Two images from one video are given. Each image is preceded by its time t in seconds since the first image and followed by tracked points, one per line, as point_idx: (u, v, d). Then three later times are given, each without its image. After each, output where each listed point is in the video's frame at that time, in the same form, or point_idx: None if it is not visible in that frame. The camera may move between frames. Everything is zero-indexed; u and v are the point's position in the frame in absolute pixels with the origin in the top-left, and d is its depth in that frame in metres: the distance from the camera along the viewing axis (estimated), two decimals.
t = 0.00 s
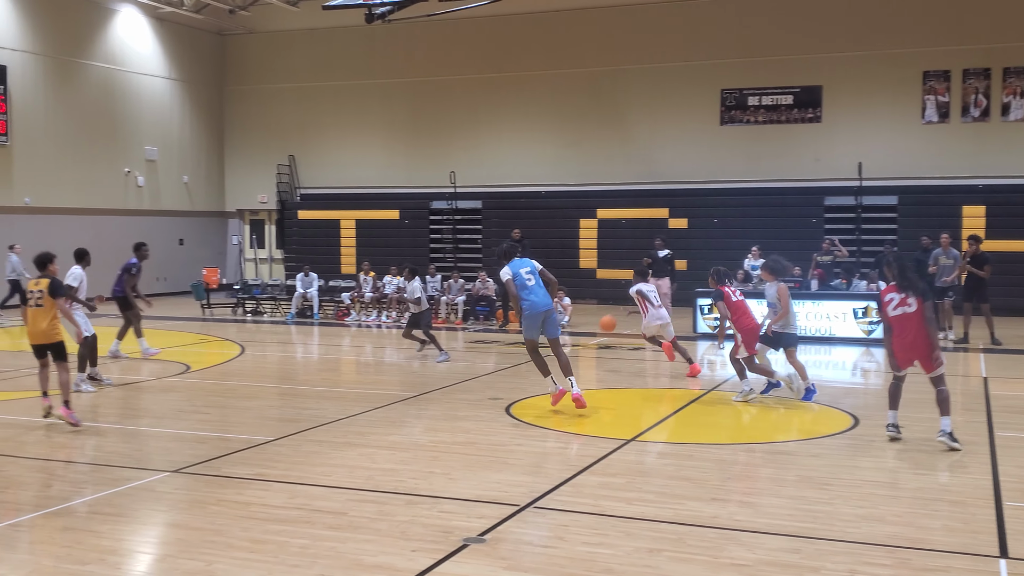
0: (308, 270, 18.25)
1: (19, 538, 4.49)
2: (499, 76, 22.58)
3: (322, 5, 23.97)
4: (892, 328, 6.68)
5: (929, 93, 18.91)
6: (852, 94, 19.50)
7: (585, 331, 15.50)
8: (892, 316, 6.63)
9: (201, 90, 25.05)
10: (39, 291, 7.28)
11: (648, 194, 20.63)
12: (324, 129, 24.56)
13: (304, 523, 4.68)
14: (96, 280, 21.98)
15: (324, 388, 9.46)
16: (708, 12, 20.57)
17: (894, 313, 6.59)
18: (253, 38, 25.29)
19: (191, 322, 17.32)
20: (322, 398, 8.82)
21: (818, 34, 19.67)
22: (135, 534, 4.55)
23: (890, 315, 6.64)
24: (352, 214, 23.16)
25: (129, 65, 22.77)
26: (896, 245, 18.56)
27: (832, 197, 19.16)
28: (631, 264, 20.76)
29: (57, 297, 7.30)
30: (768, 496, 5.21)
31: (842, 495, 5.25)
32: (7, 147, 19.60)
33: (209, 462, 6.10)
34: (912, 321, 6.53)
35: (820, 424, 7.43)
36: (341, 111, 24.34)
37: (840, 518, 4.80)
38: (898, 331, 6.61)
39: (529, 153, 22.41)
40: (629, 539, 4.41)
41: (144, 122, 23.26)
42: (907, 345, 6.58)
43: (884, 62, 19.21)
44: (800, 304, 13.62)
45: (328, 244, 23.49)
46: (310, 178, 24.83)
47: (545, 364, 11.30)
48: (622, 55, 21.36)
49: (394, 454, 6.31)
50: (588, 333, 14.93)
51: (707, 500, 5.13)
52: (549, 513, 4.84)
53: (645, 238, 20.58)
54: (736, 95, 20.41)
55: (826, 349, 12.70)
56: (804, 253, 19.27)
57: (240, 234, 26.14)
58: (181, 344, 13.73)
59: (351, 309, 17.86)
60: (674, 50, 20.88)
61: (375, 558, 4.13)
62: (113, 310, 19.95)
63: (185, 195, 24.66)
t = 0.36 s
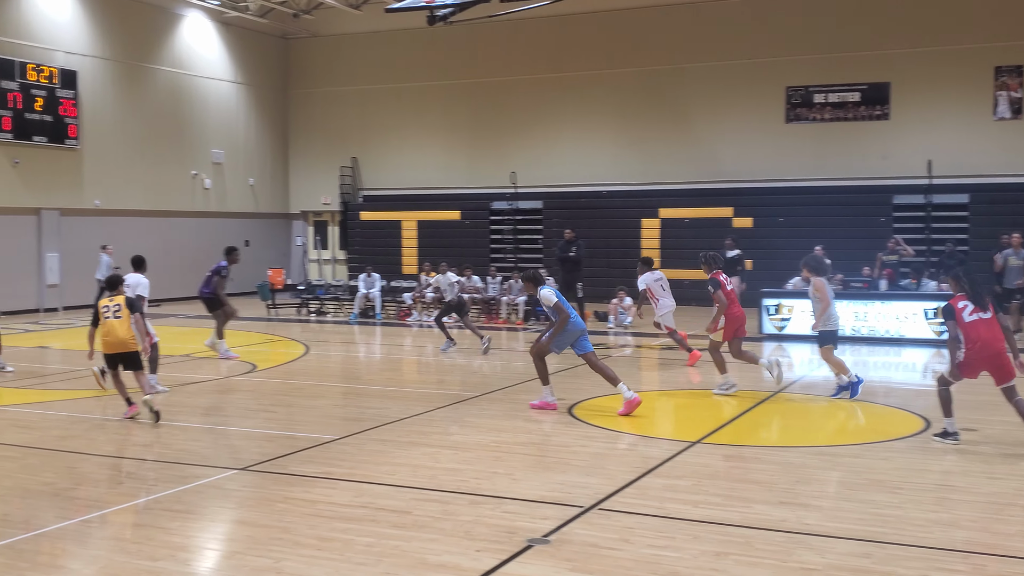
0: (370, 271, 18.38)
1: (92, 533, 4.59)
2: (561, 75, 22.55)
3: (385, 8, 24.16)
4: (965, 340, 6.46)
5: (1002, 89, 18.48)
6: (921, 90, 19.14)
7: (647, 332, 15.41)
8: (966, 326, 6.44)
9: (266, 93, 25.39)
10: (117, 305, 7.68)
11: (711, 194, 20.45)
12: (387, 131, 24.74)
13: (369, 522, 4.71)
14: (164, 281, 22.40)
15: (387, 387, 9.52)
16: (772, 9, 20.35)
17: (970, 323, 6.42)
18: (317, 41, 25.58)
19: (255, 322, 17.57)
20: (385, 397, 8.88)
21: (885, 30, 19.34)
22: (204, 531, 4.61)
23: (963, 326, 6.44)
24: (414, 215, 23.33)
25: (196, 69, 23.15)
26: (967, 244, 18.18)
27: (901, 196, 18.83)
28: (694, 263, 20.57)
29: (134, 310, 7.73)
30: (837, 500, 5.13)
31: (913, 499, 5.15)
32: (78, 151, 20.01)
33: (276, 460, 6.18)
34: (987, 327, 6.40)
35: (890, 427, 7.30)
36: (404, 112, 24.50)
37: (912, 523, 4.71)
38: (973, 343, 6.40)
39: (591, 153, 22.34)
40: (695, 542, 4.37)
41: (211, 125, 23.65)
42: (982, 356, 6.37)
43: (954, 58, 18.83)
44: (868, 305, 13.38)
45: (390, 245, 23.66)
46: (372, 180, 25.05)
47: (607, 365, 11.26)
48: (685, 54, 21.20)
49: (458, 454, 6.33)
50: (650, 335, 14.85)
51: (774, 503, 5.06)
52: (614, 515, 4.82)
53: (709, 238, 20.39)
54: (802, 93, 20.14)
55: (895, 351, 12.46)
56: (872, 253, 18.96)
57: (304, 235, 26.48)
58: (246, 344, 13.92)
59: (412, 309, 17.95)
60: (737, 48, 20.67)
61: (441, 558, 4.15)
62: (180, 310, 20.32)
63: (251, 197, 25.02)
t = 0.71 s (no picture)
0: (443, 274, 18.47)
1: (174, 532, 4.68)
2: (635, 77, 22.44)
3: (457, 13, 24.29)
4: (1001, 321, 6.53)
5: None
6: (1007, 87, 18.62)
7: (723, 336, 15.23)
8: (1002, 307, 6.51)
9: (341, 99, 25.71)
10: (170, 297, 8.26)
11: (789, 195, 20.18)
12: (460, 136, 24.87)
13: (445, 524, 4.72)
14: (242, 285, 22.82)
15: (461, 390, 9.55)
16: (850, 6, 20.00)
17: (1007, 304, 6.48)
18: (391, 47, 25.84)
19: (331, 326, 17.78)
20: (459, 400, 8.91)
21: (969, 25, 18.86)
22: (283, 531, 4.67)
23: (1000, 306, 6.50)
24: (486, 219, 23.44)
25: (273, 76, 23.54)
26: None
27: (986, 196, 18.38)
28: (772, 266, 20.28)
29: (186, 303, 8.26)
30: (922, 507, 5.00)
31: (1002, 507, 5.00)
32: (158, 158, 20.47)
33: (353, 462, 6.23)
34: None
35: (978, 432, 7.11)
36: (476, 118, 24.61)
37: (1001, 531, 4.56)
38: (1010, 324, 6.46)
39: (666, 155, 22.18)
40: (776, 548, 4.30)
41: (287, 132, 24.02)
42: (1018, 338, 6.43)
43: None
44: (953, 307, 13.04)
45: (463, 249, 23.79)
46: (445, 184, 25.22)
47: (683, 368, 11.16)
48: (760, 53, 20.95)
49: (533, 457, 6.32)
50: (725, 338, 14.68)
51: (857, 510, 4.95)
52: (692, 521, 4.76)
53: (786, 240, 20.12)
54: (883, 91, 19.72)
55: (982, 354, 12.12)
56: (956, 254, 18.53)
57: (378, 240, 26.75)
58: (322, 347, 14.07)
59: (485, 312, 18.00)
60: (814, 47, 20.36)
61: (517, 561, 4.14)
62: (258, 314, 20.64)
63: (326, 202, 25.35)
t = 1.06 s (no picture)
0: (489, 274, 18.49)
1: (225, 531, 4.73)
2: (681, 74, 22.31)
3: (502, 12, 24.31)
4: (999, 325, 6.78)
5: None
6: None
7: (773, 335, 15.07)
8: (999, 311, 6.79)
9: (387, 101, 25.84)
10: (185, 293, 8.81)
11: (840, 192, 19.95)
12: (505, 136, 24.90)
13: (494, 524, 4.72)
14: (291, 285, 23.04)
15: (508, 390, 9.55)
16: None
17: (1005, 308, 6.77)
18: (437, 49, 25.93)
19: (378, 326, 17.85)
20: (506, 400, 8.92)
21: None
22: (333, 530, 4.70)
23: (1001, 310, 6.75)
24: (533, 219, 23.44)
25: (320, 79, 23.73)
26: None
27: None
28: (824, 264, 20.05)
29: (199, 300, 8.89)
30: (979, 508, 4.91)
31: None
32: (208, 161, 20.72)
33: (401, 461, 6.26)
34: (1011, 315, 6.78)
35: None
36: (522, 117, 24.62)
37: None
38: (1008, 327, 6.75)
39: (713, 152, 22.03)
40: (829, 549, 4.24)
41: (334, 133, 24.20)
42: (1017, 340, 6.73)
43: None
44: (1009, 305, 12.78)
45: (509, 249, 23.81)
46: (491, 184, 25.26)
47: (732, 368, 11.07)
48: (809, 49, 20.73)
49: (581, 457, 6.30)
50: (775, 337, 14.54)
51: (912, 511, 4.88)
52: (743, 521, 4.72)
53: (837, 238, 19.89)
54: (935, 86, 19.42)
55: None
56: (1012, 251, 18.21)
57: (424, 240, 26.84)
58: (369, 347, 14.16)
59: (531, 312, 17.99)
60: (864, 42, 20.11)
61: (566, 561, 4.13)
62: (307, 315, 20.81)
63: (372, 203, 25.48)
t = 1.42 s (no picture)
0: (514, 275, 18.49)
1: (252, 529, 4.75)
2: (708, 74, 22.23)
3: (529, 12, 24.30)
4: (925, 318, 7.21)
5: None
6: None
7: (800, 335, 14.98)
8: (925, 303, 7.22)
9: (413, 101, 25.91)
10: (169, 290, 9.14)
11: (869, 191, 19.80)
12: (531, 136, 24.90)
13: (520, 524, 4.72)
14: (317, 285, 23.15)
15: (533, 391, 9.54)
16: None
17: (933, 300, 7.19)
18: (463, 49, 25.97)
19: (404, 326, 17.90)
20: (532, 400, 8.91)
21: None
22: (359, 529, 4.71)
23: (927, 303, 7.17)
24: (558, 219, 23.44)
25: (347, 79, 23.80)
26: None
27: None
28: (852, 264, 19.93)
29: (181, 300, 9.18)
30: (1011, 510, 4.85)
31: None
32: (236, 161, 20.84)
33: (427, 461, 6.26)
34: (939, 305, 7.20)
35: None
36: (548, 117, 24.61)
37: None
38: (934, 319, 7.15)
39: (741, 152, 21.94)
40: (858, 552, 4.21)
41: (361, 133, 24.28)
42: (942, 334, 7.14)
43: None
44: None
45: (534, 249, 23.80)
46: (517, 184, 25.28)
47: (760, 369, 11.01)
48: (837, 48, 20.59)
49: (608, 457, 6.29)
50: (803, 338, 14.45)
51: (942, 513, 4.83)
52: (772, 523, 4.69)
53: (866, 238, 19.74)
54: (965, 85, 19.23)
55: None
56: None
57: (449, 240, 26.90)
58: (395, 347, 14.19)
59: (557, 312, 17.98)
60: (893, 40, 19.94)
61: (593, 562, 4.12)
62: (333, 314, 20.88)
63: (399, 204, 25.56)
